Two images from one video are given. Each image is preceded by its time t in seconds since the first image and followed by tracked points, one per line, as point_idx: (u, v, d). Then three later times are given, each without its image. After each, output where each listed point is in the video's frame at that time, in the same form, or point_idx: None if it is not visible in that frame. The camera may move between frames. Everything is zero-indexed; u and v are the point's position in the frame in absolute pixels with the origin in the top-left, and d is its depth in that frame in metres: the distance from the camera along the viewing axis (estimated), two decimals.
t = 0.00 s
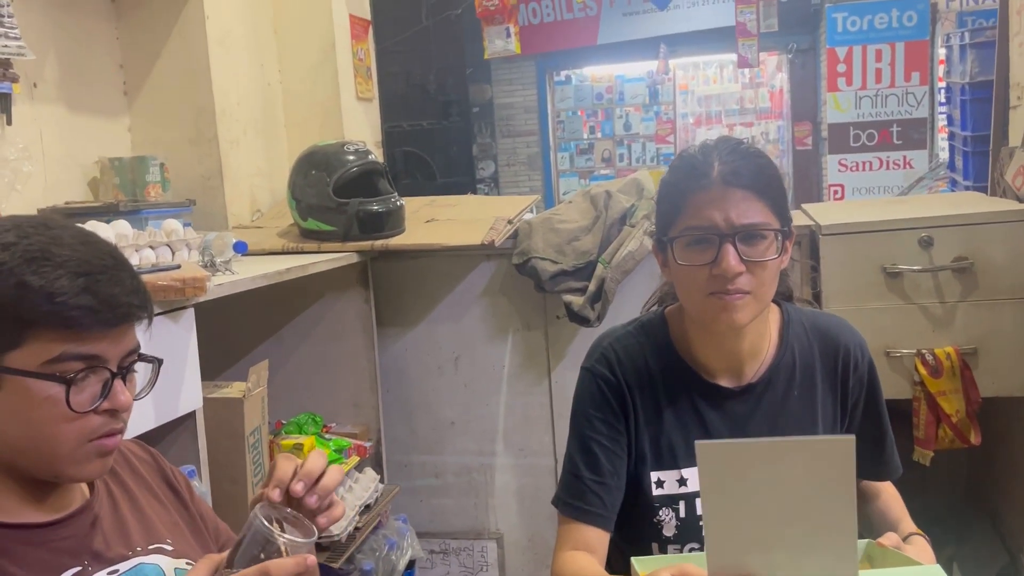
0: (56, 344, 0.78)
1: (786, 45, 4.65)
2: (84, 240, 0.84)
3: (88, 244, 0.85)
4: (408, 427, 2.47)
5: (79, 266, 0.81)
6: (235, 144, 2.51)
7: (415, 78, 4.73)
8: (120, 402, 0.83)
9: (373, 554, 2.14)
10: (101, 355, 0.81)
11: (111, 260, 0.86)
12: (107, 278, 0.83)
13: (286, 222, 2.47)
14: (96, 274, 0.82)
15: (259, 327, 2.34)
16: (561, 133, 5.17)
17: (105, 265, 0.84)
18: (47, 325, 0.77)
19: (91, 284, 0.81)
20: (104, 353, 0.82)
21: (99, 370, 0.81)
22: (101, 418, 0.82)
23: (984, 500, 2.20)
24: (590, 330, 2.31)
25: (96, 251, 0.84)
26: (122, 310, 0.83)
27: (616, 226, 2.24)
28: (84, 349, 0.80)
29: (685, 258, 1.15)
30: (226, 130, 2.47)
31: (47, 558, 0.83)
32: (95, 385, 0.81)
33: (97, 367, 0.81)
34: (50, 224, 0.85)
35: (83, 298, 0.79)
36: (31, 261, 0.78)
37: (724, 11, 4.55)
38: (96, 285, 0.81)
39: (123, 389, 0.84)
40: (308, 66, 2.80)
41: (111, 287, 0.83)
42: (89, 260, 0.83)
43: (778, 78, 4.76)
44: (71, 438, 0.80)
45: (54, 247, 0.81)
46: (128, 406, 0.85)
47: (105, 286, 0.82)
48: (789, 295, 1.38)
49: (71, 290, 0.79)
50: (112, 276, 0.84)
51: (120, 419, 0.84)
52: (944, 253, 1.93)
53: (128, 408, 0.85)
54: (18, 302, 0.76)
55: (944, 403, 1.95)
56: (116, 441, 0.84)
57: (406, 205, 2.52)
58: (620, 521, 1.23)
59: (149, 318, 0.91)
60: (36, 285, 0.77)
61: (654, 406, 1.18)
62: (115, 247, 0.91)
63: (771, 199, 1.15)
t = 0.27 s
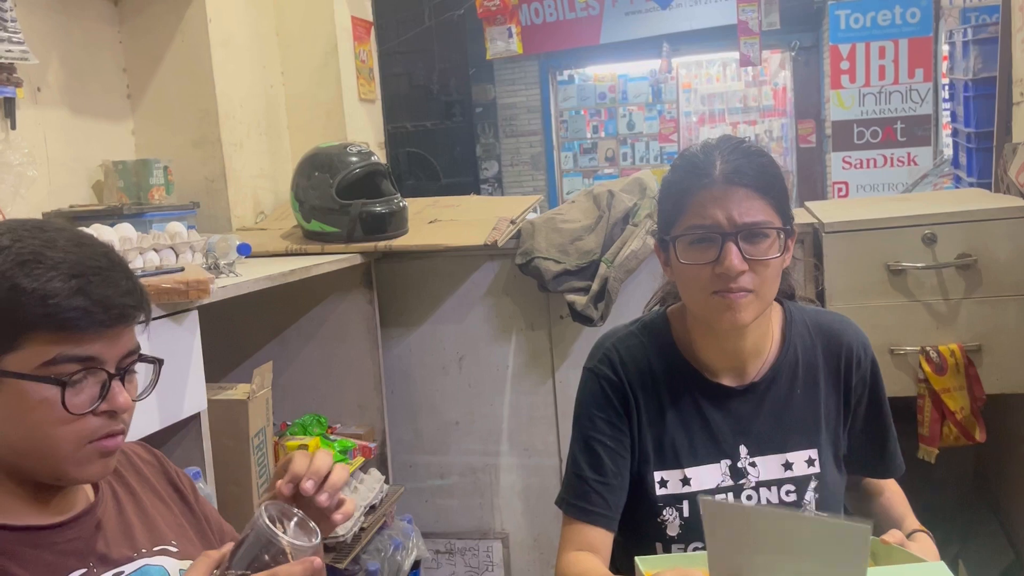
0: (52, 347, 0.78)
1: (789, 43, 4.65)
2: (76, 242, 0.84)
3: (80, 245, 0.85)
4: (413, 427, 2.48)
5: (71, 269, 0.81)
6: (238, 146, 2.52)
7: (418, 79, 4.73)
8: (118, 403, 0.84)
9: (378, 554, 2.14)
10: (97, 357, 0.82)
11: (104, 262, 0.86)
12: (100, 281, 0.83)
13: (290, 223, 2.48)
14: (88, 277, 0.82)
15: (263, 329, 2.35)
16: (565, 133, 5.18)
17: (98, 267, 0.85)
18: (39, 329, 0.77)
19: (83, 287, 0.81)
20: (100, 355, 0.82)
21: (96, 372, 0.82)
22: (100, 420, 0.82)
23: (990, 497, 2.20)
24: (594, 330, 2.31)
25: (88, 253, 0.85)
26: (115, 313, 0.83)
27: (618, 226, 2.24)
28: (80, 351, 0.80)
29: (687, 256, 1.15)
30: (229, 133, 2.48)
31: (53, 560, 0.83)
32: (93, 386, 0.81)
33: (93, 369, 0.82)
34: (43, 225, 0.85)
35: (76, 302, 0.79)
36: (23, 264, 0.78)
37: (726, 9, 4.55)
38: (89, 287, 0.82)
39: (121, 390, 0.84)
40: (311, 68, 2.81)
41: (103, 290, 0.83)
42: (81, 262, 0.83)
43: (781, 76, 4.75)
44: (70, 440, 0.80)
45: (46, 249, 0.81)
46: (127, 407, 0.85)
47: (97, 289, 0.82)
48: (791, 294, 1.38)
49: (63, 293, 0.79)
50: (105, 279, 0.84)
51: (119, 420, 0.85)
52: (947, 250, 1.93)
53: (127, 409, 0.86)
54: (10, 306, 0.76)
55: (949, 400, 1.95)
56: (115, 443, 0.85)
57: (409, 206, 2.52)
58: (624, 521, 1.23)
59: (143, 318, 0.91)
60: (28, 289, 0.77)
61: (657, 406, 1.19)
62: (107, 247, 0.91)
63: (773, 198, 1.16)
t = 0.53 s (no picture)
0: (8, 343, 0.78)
1: (794, 39, 4.63)
2: (54, 236, 0.84)
3: (58, 240, 0.84)
4: (420, 424, 2.48)
5: (42, 264, 0.81)
6: (244, 145, 2.52)
7: (423, 77, 4.73)
8: (72, 404, 0.80)
9: (386, 550, 2.13)
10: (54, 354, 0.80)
11: (81, 257, 0.85)
12: (70, 276, 0.82)
13: (296, 222, 2.49)
14: (57, 273, 0.81)
15: (270, 327, 2.36)
16: (571, 130, 5.15)
17: (72, 263, 0.84)
18: None
19: (49, 283, 0.80)
20: (56, 350, 0.80)
21: (51, 370, 0.80)
22: (51, 420, 0.80)
23: (999, 492, 2.19)
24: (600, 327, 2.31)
25: (64, 248, 0.84)
26: (82, 309, 0.82)
27: (624, 222, 2.24)
28: (31, 346, 0.79)
29: (692, 251, 1.15)
30: (235, 132, 2.48)
31: (61, 555, 0.85)
32: (45, 384, 0.79)
33: (45, 366, 0.79)
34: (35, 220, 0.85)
35: (36, 299, 0.78)
36: None
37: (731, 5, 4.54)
38: (56, 283, 0.81)
39: (79, 390, 0.81)
40: (316, 67, 2.81)
41: (71, 285, 0.82)
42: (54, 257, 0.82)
43: (787, 72, 4.73)
44: (21, 439, 0.79)
45: (17, 244, 0.80)
46: (88, 407, 0.82)
47: (66, 284, 0.81)
48: (798, 288, 1.37)
49: (24, 289, 0.78)
50: (78, 274, 0.83)
51: (81, 421, 0.82)
52: (954, 244, 1.92)
53: (91, 409, 0.83)
54: None
55: (957, 395, 1.93)
56: (76, 444, 0.82)
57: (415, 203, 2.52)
58: (631, 516, 1.23)
59: (126, 315, 0.90)
60: None
61: (663, 401, 1.18)
62: (97, 241, 0.91)
63: (777, 193, 1.15)
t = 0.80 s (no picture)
0: None
1: (805, 34, 4.61)
2: (27, 236, 0.83)
3: (31, 241, 0.83)
4: (431, 421, 2.49)
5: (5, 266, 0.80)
6: (255, 143, 2.53)
7: (432, 75, 4.69)
8: (24, 413, 0.78)
9: (397, 547, 2.16)
10: (8, 359, 0.78)
11: (53, 257, 0.84)
12: (32, 278, 0.81)
13: (307, 219, 2.50)
14: (18, 274, 0.80)
15: (281, 324, 2.37)
16: (580, 126, 5.18)
17: (41, 264, 0.83)
18: None
19: (7, 285, 0.79)
20: (11, 358, 0.79)
21: (8, 377, 0.78)
22: (5, 430, 0.78)
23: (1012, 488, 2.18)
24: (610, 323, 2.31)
25: (35, 248, 0.83)
26: (41, 312, 0.80)
27: (634, 218, 2.23)
28: None
29: (703, 248, 1.14)
30: (246, 130, 2.49)
31: (80, 552, 0.86)
32: None
33: None
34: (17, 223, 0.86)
35: None
36: None
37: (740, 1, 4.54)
38: (15, 285, 0.79)
39: (32, 398, 0.79)
40: (326, 65, 2.82)
41: (30, 287, 0.80)
42: (21, 258, 0.81)
43: (798, 67, 4.70)
44: None
45: None
46: (43, 415, 0.79)
47: (25, 286, 0.80)
48: (810, 284, 1.37)
49: None
50: (45, 275, 0.82)
51: (39, 430, 0.80)
52: (968, 239, 1.91)
53: (49, 417, 0.80)
54: None
55: (970, 390, 1.93)
56: (37, 453, 0.80)
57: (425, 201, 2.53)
58: (642, 512, 1.23)
59: (102, 315, 0.87)
60: None
61: (674, 398, 1.18)
62: (83, 241, 0.89)
63: (789, 188, 1.15)
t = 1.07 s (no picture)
0: None
1: (815, 30, 4.60)
2: (31, 233, 0.84)
3: (35, 237, 0.84)
4: (442, 417, 2.50)
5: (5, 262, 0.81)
6: (266, 141, 2.54)
7: (442, 73, 4.68)
8: (18, 412, 0.79)
9: (409, 542, 2.17)
10: (6, 358, 0.80)
11: (55, 253, 0.84)
12: (32, 275, 0.81)
13: (319, 216, 2.51)
14: (17, 271, 0.81)
15: (293, 321, 2.38)
16: (589, 124, 5.16)
17: (41, 260, 0.83)
18: None
19: (7, 282, 0.80)
20: (10, 357, 0.80)
21: (6, 375, 0.80)
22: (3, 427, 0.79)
23: None
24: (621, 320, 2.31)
25: (37, 245, 0.83)
26: (38, 309, 0.81)
27: (645, 214, 2.23)
28: None
29: (717, 246, 1.14)
30: (257, 128, 2.50)
31: (97, 545, 0.88)
32: None
33: None
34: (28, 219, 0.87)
35: None
36: None
37: None
38: (13, 282, 0.80)
39: (28, 397, 0.79)
40: (337, 63, 2.83)
41: (26, 284, 0.80)
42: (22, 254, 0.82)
43: (808, 64, 4.68)
44: None
45: None
46: (40, 414, 0.80)
47: (24, 283, 0.80)
48: (823, 278, 1.36)
49: None
50: (46, 272, 0.83)
51: (37, 429, 0.80)
52: (980, 234, 1.91)
53: (45, 417, 0.81)
54: None
55: (983, 386, 1.92)
56: (36, 451, 0.81)
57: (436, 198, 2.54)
58: (655, 505, 1.23)
59: (105, 312, 0.87)
60: None
61: (686, 392, 1.19)
62: (90, 238, 0.90)
63: (803, 183, 1.13)
